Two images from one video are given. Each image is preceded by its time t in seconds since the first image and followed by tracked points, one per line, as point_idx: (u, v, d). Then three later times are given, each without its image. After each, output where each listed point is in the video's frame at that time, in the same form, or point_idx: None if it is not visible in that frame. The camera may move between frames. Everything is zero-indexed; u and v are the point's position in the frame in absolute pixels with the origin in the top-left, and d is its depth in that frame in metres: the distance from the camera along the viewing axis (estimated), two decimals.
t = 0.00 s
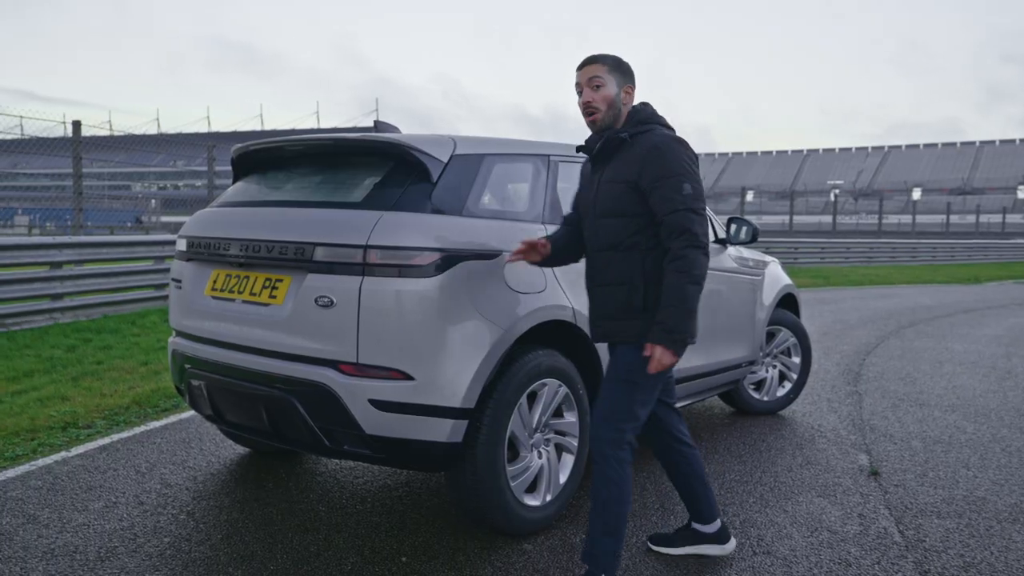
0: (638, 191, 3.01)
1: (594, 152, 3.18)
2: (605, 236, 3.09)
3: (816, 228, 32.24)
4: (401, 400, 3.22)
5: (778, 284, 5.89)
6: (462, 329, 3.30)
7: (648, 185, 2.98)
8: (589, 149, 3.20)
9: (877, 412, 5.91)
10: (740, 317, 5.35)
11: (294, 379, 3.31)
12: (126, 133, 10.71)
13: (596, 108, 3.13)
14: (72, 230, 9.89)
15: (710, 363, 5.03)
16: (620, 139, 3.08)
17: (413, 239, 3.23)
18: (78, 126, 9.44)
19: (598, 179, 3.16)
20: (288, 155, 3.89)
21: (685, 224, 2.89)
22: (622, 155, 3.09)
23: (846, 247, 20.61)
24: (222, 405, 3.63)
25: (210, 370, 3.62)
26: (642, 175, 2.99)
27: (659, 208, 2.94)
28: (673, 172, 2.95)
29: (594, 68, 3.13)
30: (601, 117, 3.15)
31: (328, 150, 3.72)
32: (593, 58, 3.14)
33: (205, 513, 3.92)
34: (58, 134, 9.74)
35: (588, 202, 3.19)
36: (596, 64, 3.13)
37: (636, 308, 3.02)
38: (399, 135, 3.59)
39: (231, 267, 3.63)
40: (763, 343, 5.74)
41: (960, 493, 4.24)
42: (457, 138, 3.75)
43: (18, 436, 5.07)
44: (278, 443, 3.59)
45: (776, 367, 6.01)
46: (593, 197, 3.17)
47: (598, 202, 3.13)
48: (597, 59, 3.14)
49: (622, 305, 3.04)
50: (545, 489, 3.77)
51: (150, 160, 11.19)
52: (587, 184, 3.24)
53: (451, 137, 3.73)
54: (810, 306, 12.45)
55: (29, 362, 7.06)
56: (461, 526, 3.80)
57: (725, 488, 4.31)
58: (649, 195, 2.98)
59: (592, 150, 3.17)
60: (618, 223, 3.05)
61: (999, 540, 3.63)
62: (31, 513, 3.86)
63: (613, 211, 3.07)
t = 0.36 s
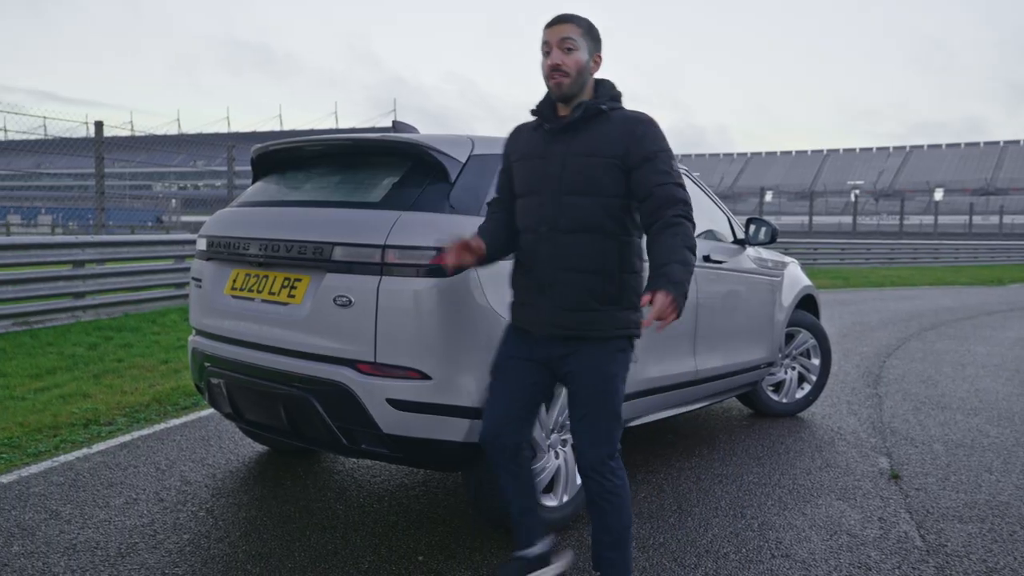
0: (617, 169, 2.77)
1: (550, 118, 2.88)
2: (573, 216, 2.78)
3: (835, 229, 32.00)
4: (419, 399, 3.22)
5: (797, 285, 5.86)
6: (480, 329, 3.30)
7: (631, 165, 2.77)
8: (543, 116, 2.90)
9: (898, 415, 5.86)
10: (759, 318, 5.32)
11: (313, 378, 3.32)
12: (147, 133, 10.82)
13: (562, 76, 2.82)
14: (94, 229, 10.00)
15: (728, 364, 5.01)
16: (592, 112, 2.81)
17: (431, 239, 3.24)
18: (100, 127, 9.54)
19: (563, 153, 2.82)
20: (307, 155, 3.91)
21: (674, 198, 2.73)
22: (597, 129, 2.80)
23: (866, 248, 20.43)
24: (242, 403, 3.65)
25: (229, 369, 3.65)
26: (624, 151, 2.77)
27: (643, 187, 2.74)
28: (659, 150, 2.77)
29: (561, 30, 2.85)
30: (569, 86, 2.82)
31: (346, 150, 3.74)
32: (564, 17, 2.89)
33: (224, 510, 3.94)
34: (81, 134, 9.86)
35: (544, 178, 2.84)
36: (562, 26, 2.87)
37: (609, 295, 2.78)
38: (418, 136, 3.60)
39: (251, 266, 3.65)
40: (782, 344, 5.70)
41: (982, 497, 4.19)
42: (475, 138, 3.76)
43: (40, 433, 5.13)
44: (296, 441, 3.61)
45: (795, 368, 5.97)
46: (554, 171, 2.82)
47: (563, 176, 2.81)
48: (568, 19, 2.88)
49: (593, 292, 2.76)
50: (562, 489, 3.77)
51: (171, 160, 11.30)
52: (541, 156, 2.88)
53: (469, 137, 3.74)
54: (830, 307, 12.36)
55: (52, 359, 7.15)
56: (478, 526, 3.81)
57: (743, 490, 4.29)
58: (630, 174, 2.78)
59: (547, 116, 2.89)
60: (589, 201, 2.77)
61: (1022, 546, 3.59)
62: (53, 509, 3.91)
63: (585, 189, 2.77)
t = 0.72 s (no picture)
0: (508, 188, 2.69)
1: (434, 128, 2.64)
2: (471, 232, 2.62)
3: (856, 230, 31.74)
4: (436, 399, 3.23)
5: (818, 286, 5.81)
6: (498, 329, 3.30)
7: (523, 183, 2.71)
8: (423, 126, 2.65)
9: (920, 418, 5.80)
10: (778, 319, 5.29)
11: (331, 376, 3.34)
12: (169, 134, 10.93)
13: (456, 82, 2.64)
14: (116, 229, 10.11)
15: (747, 366, 4.97)
16: (484, 128, 2.66)
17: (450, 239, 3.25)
18: (123, 127, 9.65)
19: (454, 163, 2.62)
20: (327, 155, 3.93)
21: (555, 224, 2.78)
22: (485, 142, 2.66)
23: (888, 249, 20.24)
24: (261, 402, 3.68)
25: (248, 367, 3.67)
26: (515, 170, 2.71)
27: (535, 209, 2.73)
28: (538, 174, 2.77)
29: (454, 30, 2.65)
30: (461, 92, 2.65)
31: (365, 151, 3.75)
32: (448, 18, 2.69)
33: (243, 507, 3.97)
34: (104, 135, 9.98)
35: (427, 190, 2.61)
36: (451, 25, 2.67)
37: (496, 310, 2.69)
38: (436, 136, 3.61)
39: (270, 265, 3.68)
40: (802, 346, 5.66)
41: (1007, 502, 4.14)
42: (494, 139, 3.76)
43: (63, 429, 5.19)
44: (315, 440, 3.63)
45: (815, 370, 5.93)
46: (444, 179, 2.60)
47: (457, 187, 2.61)
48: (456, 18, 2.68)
49: (494, 307, 2.67)
50: (580, 489, 3.76)
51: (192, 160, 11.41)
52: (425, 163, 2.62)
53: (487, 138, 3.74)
54: (851, 308, 12.25)
55: (75, 357, 7.23)
56: (495, 526, 3.81)
57: (762, 493, 4.26)
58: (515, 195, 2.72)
59: (433, 127, 2.64)
60: (486, 216, 2.65)
61: None
62: (76, 505, 3.96)
63: (482, 204, 2.64)
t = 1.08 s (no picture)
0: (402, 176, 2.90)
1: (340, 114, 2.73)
2: (376, 216, 2.79)
3: (879, 230, 31.43)
4: (456, 399, 3.24)
5: (839, 287, 5.76)
6: (517, 330, 3.31)
7: (412, 173, 2.96)
8: (333, 112, 2.72)
9: (944, 422, 5.73)
10: (800, 321, 5.25)
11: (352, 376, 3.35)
12: (192, 134, 11.03)
13: (361, 75, 2.78)
14: (139, 228, 10.22)
15: (767, 367, 4.94)
16: (384, 122, 2.85)
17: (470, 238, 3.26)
18: (146, 128, 9.74)
19: (362, 153, 2.76)
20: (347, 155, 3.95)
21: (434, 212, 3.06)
22: (384, 132, 2.85)
23: (911, 251, 20.01)
24: (282, 401, 3.70)
25: (269, 366, 3.70)
26: (407, 161, 2.93)
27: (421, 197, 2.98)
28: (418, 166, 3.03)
29: (358, 25, 2.79)
30: (363, 85, 2.80)
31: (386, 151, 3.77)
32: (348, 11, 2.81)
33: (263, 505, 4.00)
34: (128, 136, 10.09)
35: (334, 176, 2.70)
36: (354, 19, 2.79)
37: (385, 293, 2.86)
38: (457, 136, 3.62)
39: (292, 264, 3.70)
40: (824, 348, 5.61)
41: None
42: (514, 139, 3.77)
43: (87, 426, 5.26)
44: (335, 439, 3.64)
45: (836, 372, 5.88)
46: (356, 167, 2.74)
47: (366, 175, 2.76)
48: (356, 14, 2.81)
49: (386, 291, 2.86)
50: (598, 489, 3.75)
51: (214, 161, 11.51)
52: (334, 150, 2.71)
53: (507, 138, 3.75)
54: (874, 310, 12.13)
55: (99, 354, 7.32)
56: (513, 526, 3.81)
57: (783, 496, 4.23)
58: (406, 183, 2.93)
59: (344, 115, 2.73)
60: (387, 203, 2.83)
61: None
62: (99, 501, 4.00)
63: (385, 191, 2.82)
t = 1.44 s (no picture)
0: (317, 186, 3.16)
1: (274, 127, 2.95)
2: (299, 221, 3.05)
3: (901, 231, 31.10)
4: (473, 398, 3.25)
5: (861, 289, 5.70)
6: (535, 330, 3.30)
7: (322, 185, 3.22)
8: (275, 125, 2.94)
9: (967, 425, 5.66)
10: (820, 323, 5.20)
11: (370, 375, 3.36)
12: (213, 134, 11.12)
13: (298, 96, 2.99)
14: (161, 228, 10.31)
15: (787, 369, 4.90)
16: (311, 139, 3.11)
17: (488, 238, 3.26)
18: (168, 128, 9.83)
19: (295, 164, 3.00)
20: (367, 155, 3.96)
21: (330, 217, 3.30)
22: (308, 144, 3.10)
23: (934, 252, 19.79)
24: (301, 399, 3.72)
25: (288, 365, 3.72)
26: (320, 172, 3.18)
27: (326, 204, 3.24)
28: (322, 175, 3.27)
29: (304, 51, 2.98)
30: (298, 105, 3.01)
31: (405, 151, 3.77)
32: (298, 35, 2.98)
33: (281, 503, 4.02)
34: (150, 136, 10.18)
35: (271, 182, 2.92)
36: (299, 43, 2.97)
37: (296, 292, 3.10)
38: (476, 136, 3.62)
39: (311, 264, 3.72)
40: (845, 350, 5.56)
41: None
42: (533, 139, 3.76)
43: (109, 423, 5.31)
44: (353, 437, 3.65)
45: (858, 375, 5.83)
46: (289, 176, 2.97)
47: (293, 184, 3.00)
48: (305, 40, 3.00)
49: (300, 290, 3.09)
50: (616, 490, 3.74)
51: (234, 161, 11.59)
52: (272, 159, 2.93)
53: (526, 137, 3.74)
54: (895, 312, 12.00)
55: (121, 352, 7.39)
56: (530, 526, 3.81)
57: (802, 498, 4.19)
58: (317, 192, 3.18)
59: (283, 131, 2.96)
60: (305, 211, 3.08)
61: None
62: (121, 497, 4.04)
63: (307, 200, 3.08)
